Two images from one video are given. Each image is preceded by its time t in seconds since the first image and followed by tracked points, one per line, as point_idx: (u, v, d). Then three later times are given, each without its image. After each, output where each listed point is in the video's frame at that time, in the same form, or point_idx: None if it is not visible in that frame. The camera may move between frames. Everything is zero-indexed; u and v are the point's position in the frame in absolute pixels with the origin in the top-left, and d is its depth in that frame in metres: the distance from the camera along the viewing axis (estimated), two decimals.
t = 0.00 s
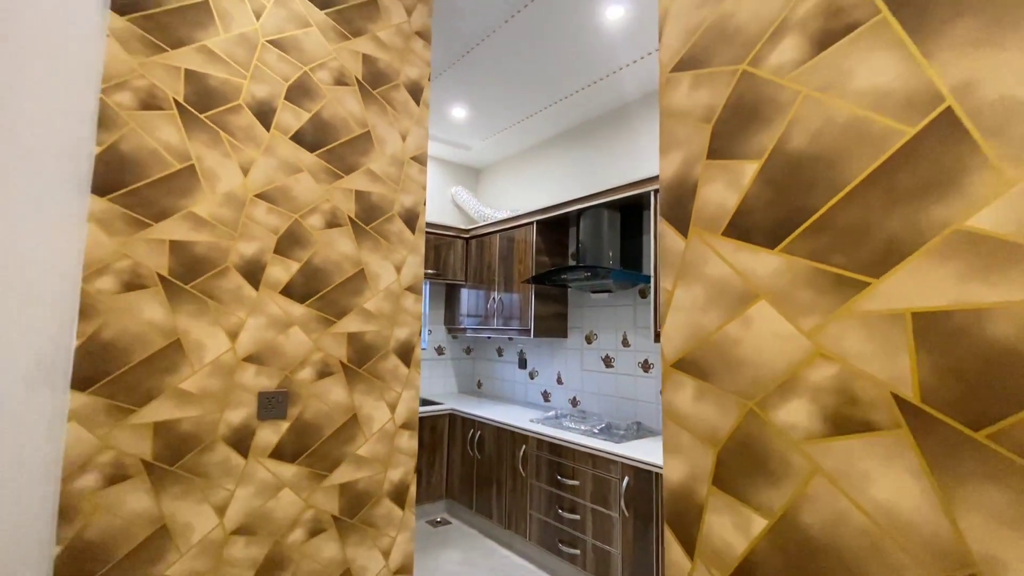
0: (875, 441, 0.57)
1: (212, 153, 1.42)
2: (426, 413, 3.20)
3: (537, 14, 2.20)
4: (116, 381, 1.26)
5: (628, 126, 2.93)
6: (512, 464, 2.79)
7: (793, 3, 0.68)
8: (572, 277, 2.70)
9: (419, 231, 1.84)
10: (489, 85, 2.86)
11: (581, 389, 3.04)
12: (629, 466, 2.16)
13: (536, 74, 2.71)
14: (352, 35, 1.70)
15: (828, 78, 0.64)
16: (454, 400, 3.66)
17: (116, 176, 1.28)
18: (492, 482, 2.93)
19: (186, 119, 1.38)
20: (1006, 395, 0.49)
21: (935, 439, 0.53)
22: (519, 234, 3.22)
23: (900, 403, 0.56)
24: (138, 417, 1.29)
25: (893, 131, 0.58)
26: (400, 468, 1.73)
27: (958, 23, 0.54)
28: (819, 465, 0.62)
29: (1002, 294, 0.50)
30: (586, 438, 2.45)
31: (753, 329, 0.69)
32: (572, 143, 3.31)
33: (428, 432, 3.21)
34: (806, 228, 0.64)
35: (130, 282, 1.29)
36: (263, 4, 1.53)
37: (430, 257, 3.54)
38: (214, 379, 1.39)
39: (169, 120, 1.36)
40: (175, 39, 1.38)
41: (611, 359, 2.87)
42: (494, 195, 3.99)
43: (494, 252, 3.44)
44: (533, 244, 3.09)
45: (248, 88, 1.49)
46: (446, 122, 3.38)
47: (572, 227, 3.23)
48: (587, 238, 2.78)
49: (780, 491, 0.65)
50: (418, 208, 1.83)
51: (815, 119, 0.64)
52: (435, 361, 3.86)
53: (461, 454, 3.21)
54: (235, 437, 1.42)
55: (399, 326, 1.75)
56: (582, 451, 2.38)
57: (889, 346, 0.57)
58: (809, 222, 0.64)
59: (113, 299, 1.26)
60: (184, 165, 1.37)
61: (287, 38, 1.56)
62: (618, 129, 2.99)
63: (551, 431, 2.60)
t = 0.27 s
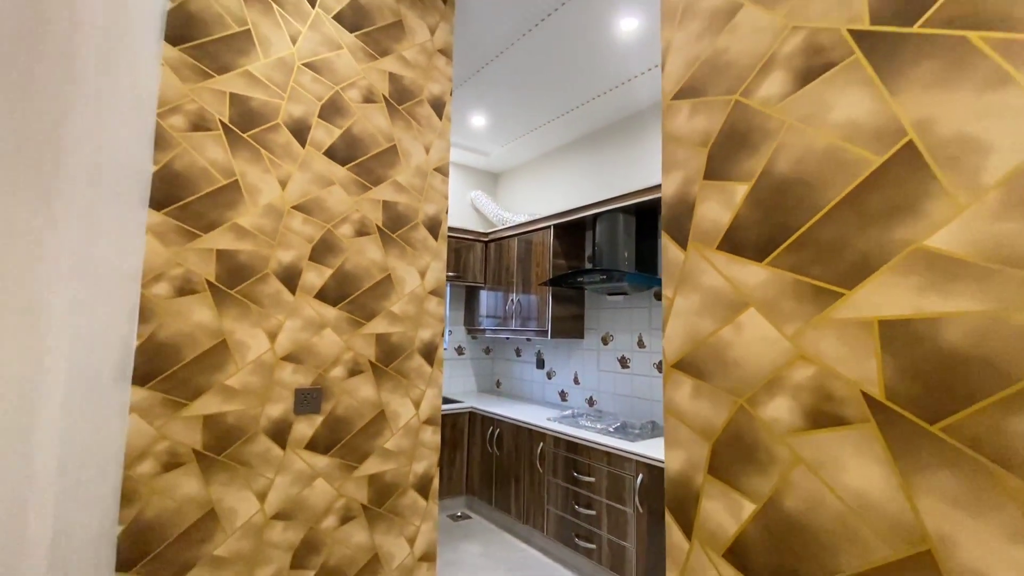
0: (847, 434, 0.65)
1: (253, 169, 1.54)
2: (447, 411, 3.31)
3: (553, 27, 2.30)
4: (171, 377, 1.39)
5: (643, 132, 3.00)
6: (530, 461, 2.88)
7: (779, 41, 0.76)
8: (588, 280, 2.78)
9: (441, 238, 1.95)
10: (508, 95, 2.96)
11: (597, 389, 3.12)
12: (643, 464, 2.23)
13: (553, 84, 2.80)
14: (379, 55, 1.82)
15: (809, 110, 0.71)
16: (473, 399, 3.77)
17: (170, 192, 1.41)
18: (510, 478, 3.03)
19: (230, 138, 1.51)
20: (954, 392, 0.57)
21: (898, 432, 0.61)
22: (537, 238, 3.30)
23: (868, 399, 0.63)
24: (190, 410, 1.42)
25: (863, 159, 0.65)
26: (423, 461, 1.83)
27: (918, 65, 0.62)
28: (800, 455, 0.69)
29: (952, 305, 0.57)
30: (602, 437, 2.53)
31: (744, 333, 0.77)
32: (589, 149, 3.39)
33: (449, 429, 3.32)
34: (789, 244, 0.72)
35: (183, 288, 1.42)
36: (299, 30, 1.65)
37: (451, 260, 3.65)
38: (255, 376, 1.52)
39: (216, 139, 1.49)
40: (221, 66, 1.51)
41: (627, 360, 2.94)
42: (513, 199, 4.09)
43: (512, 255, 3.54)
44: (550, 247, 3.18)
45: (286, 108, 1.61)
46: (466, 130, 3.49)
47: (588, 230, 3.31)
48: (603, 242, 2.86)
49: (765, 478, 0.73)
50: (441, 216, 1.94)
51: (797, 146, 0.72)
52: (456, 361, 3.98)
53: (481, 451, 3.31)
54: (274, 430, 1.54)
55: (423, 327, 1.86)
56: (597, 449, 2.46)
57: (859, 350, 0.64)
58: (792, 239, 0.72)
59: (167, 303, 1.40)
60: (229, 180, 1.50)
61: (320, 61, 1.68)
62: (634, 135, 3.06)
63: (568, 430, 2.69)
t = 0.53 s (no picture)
0: (823, 425, 0.72)
1: (292, 182, 1.68)
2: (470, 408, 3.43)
3: (570, 37, 2.37)
4: (220, 372, 1.54)
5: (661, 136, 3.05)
6: (550, 457, 2.97)
7: (766, 68, 0.83)
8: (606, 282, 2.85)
9: (463, 243, 2.06)
10: (528, 102, 3.06)
11: (616, 388, 3.18)
12: (659, 461, 2.30)
13: (572, 91, 2.88)
14: (406, 72, 1.94)
15: (792, 132, 0.79)
16: (495, 397, 3.87)
17: (219, 204, 1.56)
18: (531, 474, 3.12)
19: (271, 154, 1.65)
20: (914, 388, 0.64)
21: (866, 423, 0.68)
22: (557, 240, 3.39)
23: (841, 393, 0.71)
24: (236, 402, 1.56)
25: (838, 178, 0.73)
26: (447, 453, 1.95)
27: (885, 93, 0.69)
28: (783, 444, 0.77)
29: (912, 310, 0.65)
30: (619, 434, 2.60)
31: (735, 334, 0.85)
32: (608, 152, 3.45)
33: (472, 426, 3.44)
34: (774, 254, 0.80)
35: (230, 291, 1.56)
36: (332, 52, 1.78)
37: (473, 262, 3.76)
38: (294, 372, 1.66)
39: (258, 155, 1.63)
40: (263, 88, 1.65)
41: (645, 360, 3.00)
42: (534, 202, 4.18)
43: (533, 257, 3.63)
44: (570, 250, 3.26)
45: (320, 125, 1.75)
46: (488, 136, 3.60)
47: (607, 233, 3.37)
48: (621, 244, 2.92)
49: (753, 465, 0.81)
50: (463, 222, 2.05)
51: (782, 165, 0.80)
52: (478, 359, 4.09)
53: (503, 447, 3.42)
54: (311, 422, 1.68)
55: (446, 327, 1.97)
56: (615, 446, 2.54)
57: (833, 349, 0.72)
58: (777, 249, 0.80)
59: (217, 305, 1.54)
60: (270, 193, 1.64)
61: (351, 80, 1.81)
62: (652, 139, 3.11)
63: (587, 427, 2.77)
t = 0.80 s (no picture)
0: (806, 411, 0.82)
1: (335, 192, 1.84)
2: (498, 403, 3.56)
3: (600, 41, 2.44)
4: (274, 365, 1.72)
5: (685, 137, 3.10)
6: (576, 451, 3.07)
7: (760, 91, 0.92)
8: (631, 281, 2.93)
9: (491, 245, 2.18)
10: (554, 107, 3.16)
11: (641, 385, 3.26)
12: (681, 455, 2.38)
13: (596, 96, 2.97)
14: (437, 86, 2.08)
15: (782, 148, 0.88)
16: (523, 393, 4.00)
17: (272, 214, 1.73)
18: (557, 467, 3.23)
19: (317, 167, 1.82)
20: (884, 377, 0.72)
21: (843, 409, 0.77)
22: (583, 241, 3.48)
23: (822, 382, 0.80)
24: (288, 392, 1.74)
25: (821, 191, 0.81)
26: (477, 443, 2.08)
27: (861, 116, 0.77)
28: (772, 428, 0.86)
29: (882, 309, 0.73)
30: (643, 429, 2.68)
31: (732, 330, 0.94)
32: (633, 154, 3.52)
33: (500, 420, 3.57)
34: (765, 259, 0.89)
35: (282, 292, 1.74)
36: (370, 71, 1.94)
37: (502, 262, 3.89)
38: (338, 365, 1.82)
39: (306, 169, 1.80)
40: (309, 107, 1.82)
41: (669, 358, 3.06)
42: (560, 203, 4.28)
43: (559, 257, 3.73)
44: (595, 250, 3.34)
45: (360, 139, 1.90)
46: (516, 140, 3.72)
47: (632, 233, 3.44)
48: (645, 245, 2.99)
49: (748, 447, 0.90)
50: (491, 226, 2.18)
51: (773, 179, 0.89)
52: (507, 356, 4.23)
53: (530, 441, 3.53)
54: (353, 410, 1.84)
55: (476, 325, 2.11)
56: (638, 440, 2.62)
57: (816, 343, 0.81)
58: (768, 254, 0.89)
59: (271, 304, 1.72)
60: (316, 203, 1.81)
61: (387, 96, 1.96)
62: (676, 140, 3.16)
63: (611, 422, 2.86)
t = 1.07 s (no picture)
0: (824, 401, 0.88)
1: (386, 199, 2.00)
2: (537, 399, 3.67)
3: (637, 43, 2.48)
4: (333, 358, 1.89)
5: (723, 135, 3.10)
6: (613, 446, 3.14)
7: (782, 103, 0.98)
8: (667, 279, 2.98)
9: (530, 246, 2.29)
10: (590, 110, 3.24)
11: (679, 382, 3.29)
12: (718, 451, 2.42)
13: (633, 97, 3.02)
14: (478, 97, 2.20)
15: (802, 158, 0.94)
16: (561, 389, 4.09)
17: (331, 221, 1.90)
18: (595, 461, 3.31)
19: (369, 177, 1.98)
20: (894, 371, 0.79)
21: (858, 400, 0.83)
22: (620, 240, 3.53)
23: (838, 375, 0.86)
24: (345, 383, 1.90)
25: (837, 198, 0.88)
26: (517, 434, 2.19)
27: (875, 129, 0.83)
28: (793, 418, 0.93)
29: (893, 307, 0.79)
30: (680, 425, 2.73)
31: (756, 328, 1.01)
32: (670, 153, 3.54)
33: (539, 415, 3.68)
34: (786, 261, 0.96)
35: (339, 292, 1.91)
36: (417, 86, 2.08)
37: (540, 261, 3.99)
38: (390, 359, 1.98)
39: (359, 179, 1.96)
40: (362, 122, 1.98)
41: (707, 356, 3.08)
42: (597, 202, 4.34)
43: (596, 256, 3.80)
44: (632, 249, 3.39)
45: (408, 149, 2.05)
46: (553, 142, 3.81)
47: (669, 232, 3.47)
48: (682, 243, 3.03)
49: (770, 436, 0.97)
50: (530, 228, 2.28)
51: (794, 186, 0.95)
52: (545, 353, 4.33)
53: (569, 436, 3.63)
54: (403, 401, 1.99)
55: (516, 322, 2.22)
56: (675, 436, 2.67)
57: (833, 339, 0.87)
58: (789, 256, 0.96)
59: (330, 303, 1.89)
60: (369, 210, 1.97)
61: (432, 109, 2.10)
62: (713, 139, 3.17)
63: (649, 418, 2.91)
